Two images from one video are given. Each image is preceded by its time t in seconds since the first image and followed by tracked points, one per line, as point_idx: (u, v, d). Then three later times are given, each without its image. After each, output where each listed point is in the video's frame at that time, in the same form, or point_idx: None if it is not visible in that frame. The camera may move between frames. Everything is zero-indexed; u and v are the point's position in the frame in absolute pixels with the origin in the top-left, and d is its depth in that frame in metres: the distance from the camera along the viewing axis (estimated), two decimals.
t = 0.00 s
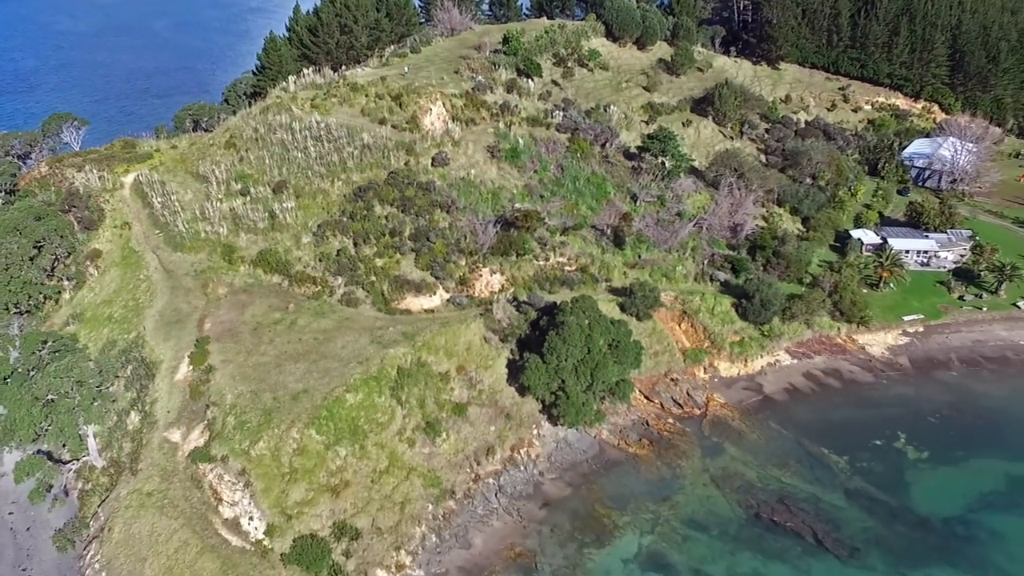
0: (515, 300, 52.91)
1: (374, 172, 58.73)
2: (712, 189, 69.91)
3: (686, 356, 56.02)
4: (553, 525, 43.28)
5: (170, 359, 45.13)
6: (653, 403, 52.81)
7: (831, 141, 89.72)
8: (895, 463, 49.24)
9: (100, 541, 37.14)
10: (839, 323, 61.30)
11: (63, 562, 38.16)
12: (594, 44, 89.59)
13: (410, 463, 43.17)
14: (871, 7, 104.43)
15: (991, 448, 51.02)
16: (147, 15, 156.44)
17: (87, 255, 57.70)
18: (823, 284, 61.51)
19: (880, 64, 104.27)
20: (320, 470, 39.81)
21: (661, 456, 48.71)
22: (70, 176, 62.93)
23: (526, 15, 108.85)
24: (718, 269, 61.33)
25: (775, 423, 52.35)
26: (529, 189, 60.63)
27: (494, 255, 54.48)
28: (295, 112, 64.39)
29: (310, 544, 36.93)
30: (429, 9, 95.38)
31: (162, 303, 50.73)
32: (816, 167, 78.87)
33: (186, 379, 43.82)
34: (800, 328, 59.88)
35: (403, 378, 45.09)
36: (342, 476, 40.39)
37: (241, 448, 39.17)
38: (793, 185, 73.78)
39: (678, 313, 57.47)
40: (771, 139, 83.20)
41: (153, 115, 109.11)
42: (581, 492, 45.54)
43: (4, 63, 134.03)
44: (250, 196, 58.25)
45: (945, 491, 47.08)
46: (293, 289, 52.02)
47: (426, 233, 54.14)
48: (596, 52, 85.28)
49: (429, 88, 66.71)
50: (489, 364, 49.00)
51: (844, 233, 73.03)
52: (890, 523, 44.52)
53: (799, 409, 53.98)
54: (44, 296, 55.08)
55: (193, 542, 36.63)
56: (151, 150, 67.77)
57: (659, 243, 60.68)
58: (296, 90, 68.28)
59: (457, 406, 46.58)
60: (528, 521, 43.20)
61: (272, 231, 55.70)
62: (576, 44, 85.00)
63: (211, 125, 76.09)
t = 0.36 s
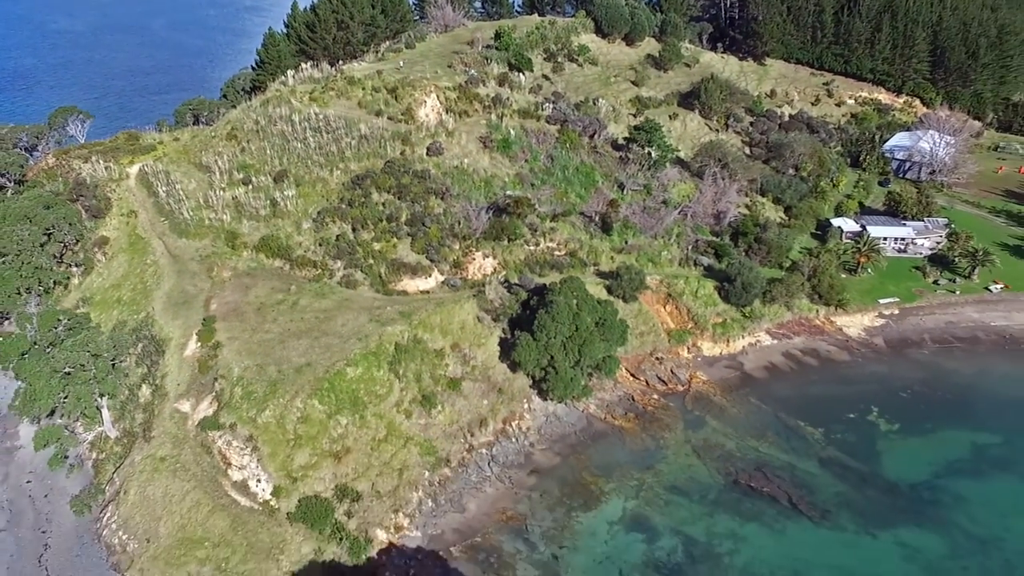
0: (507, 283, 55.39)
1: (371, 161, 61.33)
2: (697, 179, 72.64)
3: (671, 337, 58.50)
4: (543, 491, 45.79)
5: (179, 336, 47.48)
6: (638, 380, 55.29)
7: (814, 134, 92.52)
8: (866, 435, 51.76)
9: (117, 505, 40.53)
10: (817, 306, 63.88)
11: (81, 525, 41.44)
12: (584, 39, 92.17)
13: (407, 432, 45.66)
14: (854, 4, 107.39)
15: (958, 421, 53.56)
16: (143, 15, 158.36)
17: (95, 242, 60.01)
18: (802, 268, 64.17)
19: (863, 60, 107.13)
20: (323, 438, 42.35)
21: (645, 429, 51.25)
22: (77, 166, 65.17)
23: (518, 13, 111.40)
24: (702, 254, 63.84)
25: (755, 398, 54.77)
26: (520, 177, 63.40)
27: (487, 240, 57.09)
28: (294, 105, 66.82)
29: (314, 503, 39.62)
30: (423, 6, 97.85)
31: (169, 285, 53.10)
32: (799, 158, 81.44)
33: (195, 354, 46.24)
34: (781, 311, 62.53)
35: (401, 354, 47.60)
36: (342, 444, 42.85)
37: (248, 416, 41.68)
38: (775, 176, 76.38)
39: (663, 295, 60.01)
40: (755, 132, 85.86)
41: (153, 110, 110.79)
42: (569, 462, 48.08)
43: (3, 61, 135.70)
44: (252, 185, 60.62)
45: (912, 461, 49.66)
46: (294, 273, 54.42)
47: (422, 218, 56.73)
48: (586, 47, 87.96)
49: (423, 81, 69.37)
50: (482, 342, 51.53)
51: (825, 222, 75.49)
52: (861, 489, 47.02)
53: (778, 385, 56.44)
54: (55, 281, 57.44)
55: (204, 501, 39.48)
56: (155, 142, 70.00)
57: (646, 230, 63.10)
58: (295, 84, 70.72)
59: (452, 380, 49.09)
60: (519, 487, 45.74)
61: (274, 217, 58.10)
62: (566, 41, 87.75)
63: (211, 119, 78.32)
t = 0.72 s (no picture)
0: (500, 254, 57.97)
1: (370, 139, 64.01)
2: (684, 157, 75.42)
3: (657, 306, 61.27)
4: (533, 446, 48.60)
5: (189, 303, 50.17)
6: (625, 346, 58.10)
7: (800, 116, 95.15)
8: (840, 395, 54.59)
9: (135, 455, 43.36)
10: (797, 278, 66.74)
11: (100, 476, 44.35)
12: (575, 23, 94.68)
13: (406, 391, 48.48)
14: None
15: (928, 383, 56.37)
16: (140, 2, 159.67)
17: (104, 217, 62.44)
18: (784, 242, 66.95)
19: (849, 43, 109.58)
20: (327, 393, 45.20)
21: (631, 390, 54.07)
22: (85, 145, 67.50)
23: None
24: (688, 228, 66.56)
25: (735, 363, 57.65)
26: (513, 154, 66.02)
27: (481, 213, 59.66)
28: (295, 85, 69.27)
29: (319, 453, 42.48)
30: None
31: (178, 256, 55.66)
32: (784, 138, 83.92)
33: (205, 319, 49.00)
34: (762, 282, 65.35)
35: (400, 318, 50.35)
36: (345, 400, 45.65)
37: (257, 373, 44.63)
38: (760, 154, 78.96)
39: (650, 267, 62.58)
40: (742, 113, 88.31)
41: (153, 94, 112.59)
42: (559, 420, 50.89)
43: (3, 47, 137.20)
44: (255, 162, 63.09)
45: (883, 417, 52.41)
46: (297, 244, 56.96)
47: (419, 193, 59.43)
48: (577, 30, 90.40)
49: (420, 62, 72.15)
50: (476, 308, 54.28)
51: (808, 199, 77.94)
52: (833, 444, 49.75)
53: (758, 351, 59.30)
54: (67, 254, 59.87)
55: (217, 451, 42.34)
56: (159, 122, 72.28)
57: (633, 204, 66.03)
58: (295, 66, 73.09)
59: (448, 344, 51.89)
60: (511, 442, 48.58)
61: (277, 192, 60.64)
62: (558, 24, 90.15)
63: (212, 100, 80.44)
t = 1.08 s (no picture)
0: (495, 228, 60.41)
1: (369, 118, 66.52)
2: (673, 136, 77.88)
3: (646, 278, 63.66)
4: (527, 406, 51.36)
5: (199, 273, 52.73)
6: (615, 316, 60.61)
7: (788, 98, 97.72)
8: (819, 360, 57.27)
9: (150, 412, 46.04)
10: (782, 252, 69.20)
11: (117, 433, 47.05)
12: (569, 7, 97.30)
13: (406, 355, 51.15)
14: None
15: (903, 349, 59.03)
16: None
17: (113, 194, 64.86)
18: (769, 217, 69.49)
19: (838, 28, 111.99)
20: (332, 355, 47.87)
21: (620, 356, 56.75)
22: (93, 126, 69.85)
23: None
24: (676, 204, 68.93)
25: (720, 331, 60.30)
26: (507, 133, 68.51)
27: (477, 189, 62.15)
28: (296, 67, 71.73)
29: (325, 410, 45.18)
30: None
31: (187, 230, 58.16)
32: (771, 119, 86.33)
33: (214, 288, 51.59)
34: (747, 256, 67.90)
35: (399, 287, 52.92)
36: (348, 362, 48.27)
37: (266, 336, 47.38)
38: (748, 134, 81.36)
39: (639, 241, 64.92)
40: (731, 95, 90.55)
41: (154, 79, 114.45)
42: (551, 384, 53.60)
43: (6, 33, 138.95)
44: (259, 141, 65.47)
45: (859, 380, 54.98)
46: (300, 219, 59.42)
47: (417, 169, 61.91)
48: (571, 14, 92.69)
49: (418, 45, 74.85)
50: (473, 279, 56.87)
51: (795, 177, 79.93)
52: (811, 404, 52.41)
53: (742, 320, 61.93)
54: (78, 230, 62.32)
55: (229, 407, 45.10)
56: (164, 104, 74.53)
57: (624, 181, 68.40)
58: (296, 49, 75.38)
59: (445, 312, 54.41)
60: (506, 404, 51.33)
61: (280, 170, 63.12)
62: (551, 8, 92.46)
63: (215, 82, 82.55)
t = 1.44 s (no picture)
0: (491, 202, 62.87)
1: (370, 98, 68.98)
2: (664, 116, 80.39)
3: (636, 252, 66.05)
4: (521, 369, 54.08)
5: (208, 244, 55.25)
6: (607, 287, 63.10)
7: (778, 81, 100.06)
8: (801, 328, 59.98)
9: (165, 372, 48.64)
10: (768, 227, 71.80)
11: (133, 393, 49.62)
12: None
13: (406, 320, 53.78)
14: None
15: (881, 317, 61.70)
16: None
17: (123, 171, 67.18)
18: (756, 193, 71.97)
19: (828, 12, 114.22)
20: (336, 319, 50.57)
21: (611, 324, 59.41)
22: (102, 107, 72.17)
23: None
24: (666, 181, 71.49)
25: (706, 301, 62.96)
26: (503, 112, 70.95)
27: (474, 165, 64.52)
28: (298, 49, 74.33)
29: (330, 370, 47.82)
30: None
31: (195, 204, 60.58)
32: (761, 100, 88.56)
33: (223, 258, 54.07)
34: (735, 231, 70.45)
35: (400, 256, 55.47)
36: (351, 326, 50.97)
37: (273, 301, 50.05)
38: (737, 115, 83.69)
39: (630, 216, 67.21)
40: (722, 77, 92.89)
41: (157, 63, 116.45)
42: (545, 349, 56.32)
43: (10, 18, 140.82)
44: (263, 119, 67.85)
45: (838, 346, 57.72)
46: (304, 193, 61.86)
47: (416, 145, 64.36)
48: None
49: (416, 27, 77.53)
50: (470, 250, 59.31)
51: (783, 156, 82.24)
52: (792, 368, 55.13)
53: (728, 291, 64.57)
54: (90, 205, 64.71)
55: (240, 366, 47.73)
56: (170, 85, 76.80)
57: (616, 158, 70.63)
58: (298, 31, 77.99)
59: (444, 281, 56.89)
60: (501, 367, 54.04)
61: (285, 147, 65.53)
62: None
63: (219, 63, 84.78)
